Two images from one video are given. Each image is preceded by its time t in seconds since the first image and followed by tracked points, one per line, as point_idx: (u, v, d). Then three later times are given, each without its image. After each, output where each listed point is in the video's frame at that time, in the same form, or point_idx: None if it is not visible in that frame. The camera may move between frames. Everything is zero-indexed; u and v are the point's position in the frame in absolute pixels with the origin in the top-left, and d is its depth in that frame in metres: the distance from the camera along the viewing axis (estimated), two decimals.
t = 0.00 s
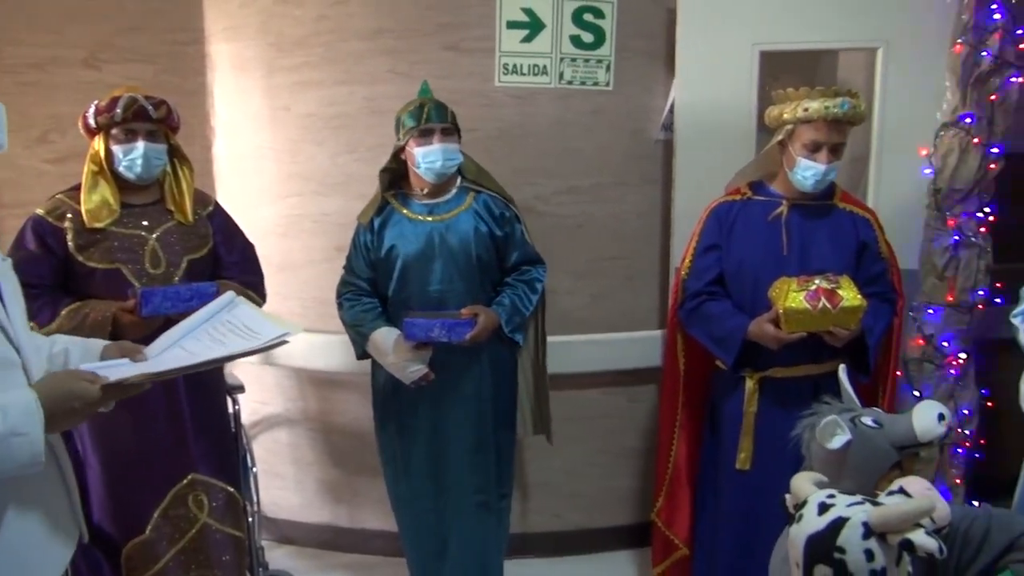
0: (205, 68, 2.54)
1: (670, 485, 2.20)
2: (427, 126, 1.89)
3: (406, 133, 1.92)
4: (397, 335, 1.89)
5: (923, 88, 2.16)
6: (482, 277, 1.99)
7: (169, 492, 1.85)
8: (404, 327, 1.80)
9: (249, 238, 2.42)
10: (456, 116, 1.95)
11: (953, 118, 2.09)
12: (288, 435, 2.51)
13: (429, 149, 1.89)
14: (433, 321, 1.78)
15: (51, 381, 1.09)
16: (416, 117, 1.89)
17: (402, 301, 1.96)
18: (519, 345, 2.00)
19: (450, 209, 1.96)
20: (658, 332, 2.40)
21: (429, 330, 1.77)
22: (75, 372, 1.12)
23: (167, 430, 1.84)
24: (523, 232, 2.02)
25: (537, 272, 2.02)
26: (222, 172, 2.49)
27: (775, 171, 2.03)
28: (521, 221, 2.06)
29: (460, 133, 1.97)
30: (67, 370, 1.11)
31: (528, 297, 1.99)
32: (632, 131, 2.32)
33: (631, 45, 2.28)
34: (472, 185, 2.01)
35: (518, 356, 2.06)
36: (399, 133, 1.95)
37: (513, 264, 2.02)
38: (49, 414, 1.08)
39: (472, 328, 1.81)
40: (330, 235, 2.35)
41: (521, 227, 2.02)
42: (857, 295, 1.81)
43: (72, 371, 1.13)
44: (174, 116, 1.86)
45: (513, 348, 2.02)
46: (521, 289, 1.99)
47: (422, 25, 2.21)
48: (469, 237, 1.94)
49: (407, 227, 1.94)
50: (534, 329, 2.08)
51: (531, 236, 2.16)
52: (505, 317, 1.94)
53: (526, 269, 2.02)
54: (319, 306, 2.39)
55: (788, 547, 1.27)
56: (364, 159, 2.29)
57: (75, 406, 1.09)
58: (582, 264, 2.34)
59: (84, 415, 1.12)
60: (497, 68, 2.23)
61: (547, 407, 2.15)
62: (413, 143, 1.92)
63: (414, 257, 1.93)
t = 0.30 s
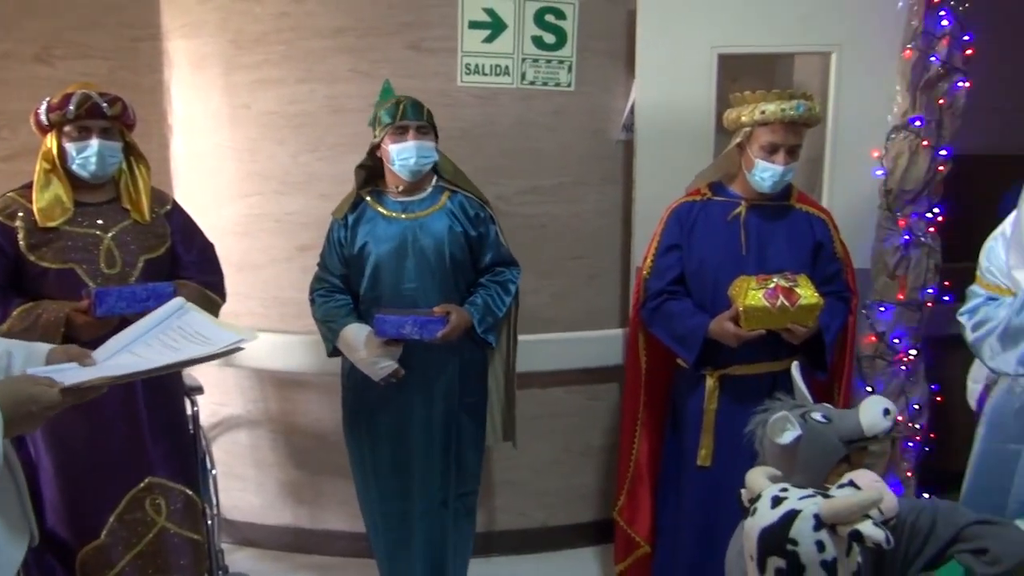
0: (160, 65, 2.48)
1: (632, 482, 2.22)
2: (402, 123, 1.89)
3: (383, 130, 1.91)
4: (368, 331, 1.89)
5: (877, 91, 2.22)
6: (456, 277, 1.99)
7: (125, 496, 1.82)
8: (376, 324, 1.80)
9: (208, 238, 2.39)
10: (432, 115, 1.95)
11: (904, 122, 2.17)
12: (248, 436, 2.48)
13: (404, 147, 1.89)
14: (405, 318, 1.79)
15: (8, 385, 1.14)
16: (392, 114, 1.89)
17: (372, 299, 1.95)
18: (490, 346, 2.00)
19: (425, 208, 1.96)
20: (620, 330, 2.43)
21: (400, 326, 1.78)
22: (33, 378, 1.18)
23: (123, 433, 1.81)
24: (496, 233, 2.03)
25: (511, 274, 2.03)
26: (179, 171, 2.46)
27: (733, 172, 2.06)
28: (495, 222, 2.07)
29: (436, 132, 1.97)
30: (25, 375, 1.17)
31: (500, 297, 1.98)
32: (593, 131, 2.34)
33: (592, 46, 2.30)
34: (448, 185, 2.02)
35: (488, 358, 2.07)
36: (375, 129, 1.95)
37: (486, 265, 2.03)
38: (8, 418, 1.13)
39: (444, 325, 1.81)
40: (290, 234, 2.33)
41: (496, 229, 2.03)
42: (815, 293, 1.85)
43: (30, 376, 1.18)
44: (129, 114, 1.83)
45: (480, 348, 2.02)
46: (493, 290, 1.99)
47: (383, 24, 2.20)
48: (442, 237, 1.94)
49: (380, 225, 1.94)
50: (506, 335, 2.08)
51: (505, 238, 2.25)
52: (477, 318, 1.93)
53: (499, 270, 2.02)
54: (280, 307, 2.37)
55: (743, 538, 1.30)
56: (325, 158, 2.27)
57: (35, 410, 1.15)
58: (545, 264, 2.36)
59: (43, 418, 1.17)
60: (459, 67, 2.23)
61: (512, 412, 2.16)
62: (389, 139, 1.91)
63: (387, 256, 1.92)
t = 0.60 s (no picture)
0: (116, 61, 2.41)
1: (594, 478, 2.24)
2: (385, 121, 1.88)
3: (365, 127, 1.90)
4: (341, 329, 1.88)
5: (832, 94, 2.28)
6: (430, 278, 1.99)
7: (79, 500, 1.78)
8: (347, 322, 1.78)
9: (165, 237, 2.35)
10: (415, 115, 1.95)
11: (853, 125, 2.23)
12: (207, 439, 2.44)
13: (385, 145, 1.88)
14: (377, 318, 1.77)
15: None
16: (376, 112, 1.88)
17: (345, 296, 1.94)
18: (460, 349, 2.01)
19: (403, 208, 1.96)
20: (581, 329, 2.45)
21: (372, 327, 1.77)
22: None
23: (78, 437, 1.77)
24: (472, 238, 2.04)
25: (484, 278, 2.04)
26: (134, 169, 2.41)
27: (694, 172, 2.09)
28: (470, 227, 2.07)
29: (418, 134, 1.96)
30: None
31: (472, 301, 1.99)
32: (554, 131, 2.36)
33: (553, 47, 2.32)
34: (426, 187, 2.01)
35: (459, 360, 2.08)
36: (358, 125, 1.94)
37: (460, 269, 2.03)
38: None
39: (415, 327, 1.81)
40: (249, 234, 2.30)
41: (471, 234, 2.04)
42: (771, 292, 1.88)
43: None
44: (83, 111, 1.79)
45: (449, 349, 2.02)
46: (465, 293, 1.99)
47: (344, 23, 2.19)
48: (419, 238, 1.94)
49: (357, 220, 1.93)
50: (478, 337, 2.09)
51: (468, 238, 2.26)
52: (449, 320, 1.93)
53: (472, 274, 2.03)
54: (239, 307, 2.34)
55: (701, 532, 1.31)
56: (285, 157, 2.26)
57: None
58: (507, 263, 2.37)
59: None
60: (420, 67, 2.23)
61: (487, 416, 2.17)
62: (370, 136, 1.90)
63: (362, 253, 1.91)
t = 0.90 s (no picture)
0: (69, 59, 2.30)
1: (557, 475, 2.25)
2: (365, 122, 1.87)
3: (345, 126, 1.89)
4: (312, 326, 1.86)
5: (789, 94, 2.32)
6: (402, 280, 1.97)
7: (35, 507, 1.75)
8: (319, 323, 1.78)
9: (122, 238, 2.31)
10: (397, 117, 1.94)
11: (809, 125, 2.27)
12: (167, 442, 2.41)
13: (363, 146, 1.87)
14: (348, 320, 1.77)
15: None
16: (357, 112, 1.87)
17: (317, 294, 1.94)
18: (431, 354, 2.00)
19: (380, 208, 1.95)
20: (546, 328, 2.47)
21: (343, 328, 1.77)
22: None
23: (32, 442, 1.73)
24: (447, 242, 2.03)
25: (458, 282, 2.03)
26: (88, 169, 2.36)
27: (654, 172, 2.11)
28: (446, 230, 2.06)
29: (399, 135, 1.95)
30: None
31: (445, 305, 1.99)
32: (517, 131, 2.37)
33: (515, 46, 2.33)
34: (404, 189, 2.00)
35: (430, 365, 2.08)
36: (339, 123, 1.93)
37: (434, 272, 2.02)
38: None
39: (386, 330, 1.81)
40: (209, 235, 2.27)
41: (447, 237, 2.03)
42: (727, 290, 1.91)
43: None
44: (35, 110, 1.75)
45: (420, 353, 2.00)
46: (439, 297, 1.99)
47: (305, 21, 2.18)
48: (392, 240, 1.93)
49: (332, 218, 1.93)
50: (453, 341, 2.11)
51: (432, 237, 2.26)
52: (420, 324, 1.93)
53: (447, 278, 2.02)
54: (199, 309, 2.31)
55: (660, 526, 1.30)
56: (245, 157, 2.23)
57: None
58: (471, 262, 2.37)
59: None
60: (382, 66, 2.23)
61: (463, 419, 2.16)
62: (350, 136, 1.89)
63: (335, 252, 1.91)
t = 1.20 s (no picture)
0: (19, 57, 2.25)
1: (522, 471, 2.27)
2: (320, 121, 1.86)
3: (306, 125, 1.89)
4: (276, 326, 1.85)
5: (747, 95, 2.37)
6: (369, 281, 1.96)
7: None
8: (283, 322, 1.77)
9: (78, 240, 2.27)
10: (358, 116, 1.91)
11: (767, 124, 2.31)
12: (127, 448, 2.36)
13: (316, 146, 1.87)
14: (313, 318, 1.76)
15: None
16: (314, 110, 1.87)
17: (281, 295, 1.92)
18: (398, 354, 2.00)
19: (345, 209, 1.94)
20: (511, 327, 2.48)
21: (308, 327, 1.76)
22: None
23: None
24: (415, 242, 2.03)
25: (426, 282, 2.03)
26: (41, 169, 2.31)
27: (616, 171, 2.14)
28: (414, 231, 2.06)
29: (360, 135, 1.93)
30: None
31: (412, 306, 1.98)
32: (480, 130, 2.38)
33: (477, 46, 2.34)
34: (370, 189, 1.99)
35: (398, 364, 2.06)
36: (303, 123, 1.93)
37: (402, 273, 2.01)
38: None
39: (351, 330, 1.80)
40: (169, 236, 2.24)
41: (414, 237, 2.03)
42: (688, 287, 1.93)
43: None
44: None
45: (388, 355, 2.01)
46: (406, 297, 1.98)
47: (265, 20, 2.16)
48: (358, 240, 1.92)
49: (297, 218, 1.92)
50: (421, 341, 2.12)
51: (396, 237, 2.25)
52: (387, 325, 1.92)
53: (414, 279, 2.02)
54: (159, 312, 2.27)
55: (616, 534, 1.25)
56: (205, 157, 2.20)
57: None
58: (435, 262, 2.37)
59: None
60: (344, 65, 2.22)
61: (437, 421, 2.16)
62: (308, 136, 1.89)
63: (301, 253, 1.89)
